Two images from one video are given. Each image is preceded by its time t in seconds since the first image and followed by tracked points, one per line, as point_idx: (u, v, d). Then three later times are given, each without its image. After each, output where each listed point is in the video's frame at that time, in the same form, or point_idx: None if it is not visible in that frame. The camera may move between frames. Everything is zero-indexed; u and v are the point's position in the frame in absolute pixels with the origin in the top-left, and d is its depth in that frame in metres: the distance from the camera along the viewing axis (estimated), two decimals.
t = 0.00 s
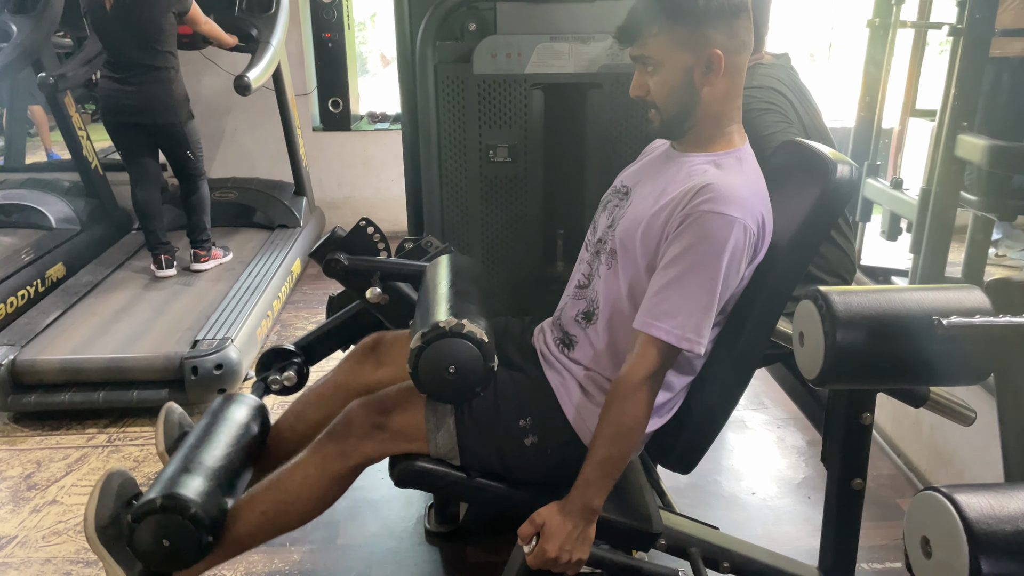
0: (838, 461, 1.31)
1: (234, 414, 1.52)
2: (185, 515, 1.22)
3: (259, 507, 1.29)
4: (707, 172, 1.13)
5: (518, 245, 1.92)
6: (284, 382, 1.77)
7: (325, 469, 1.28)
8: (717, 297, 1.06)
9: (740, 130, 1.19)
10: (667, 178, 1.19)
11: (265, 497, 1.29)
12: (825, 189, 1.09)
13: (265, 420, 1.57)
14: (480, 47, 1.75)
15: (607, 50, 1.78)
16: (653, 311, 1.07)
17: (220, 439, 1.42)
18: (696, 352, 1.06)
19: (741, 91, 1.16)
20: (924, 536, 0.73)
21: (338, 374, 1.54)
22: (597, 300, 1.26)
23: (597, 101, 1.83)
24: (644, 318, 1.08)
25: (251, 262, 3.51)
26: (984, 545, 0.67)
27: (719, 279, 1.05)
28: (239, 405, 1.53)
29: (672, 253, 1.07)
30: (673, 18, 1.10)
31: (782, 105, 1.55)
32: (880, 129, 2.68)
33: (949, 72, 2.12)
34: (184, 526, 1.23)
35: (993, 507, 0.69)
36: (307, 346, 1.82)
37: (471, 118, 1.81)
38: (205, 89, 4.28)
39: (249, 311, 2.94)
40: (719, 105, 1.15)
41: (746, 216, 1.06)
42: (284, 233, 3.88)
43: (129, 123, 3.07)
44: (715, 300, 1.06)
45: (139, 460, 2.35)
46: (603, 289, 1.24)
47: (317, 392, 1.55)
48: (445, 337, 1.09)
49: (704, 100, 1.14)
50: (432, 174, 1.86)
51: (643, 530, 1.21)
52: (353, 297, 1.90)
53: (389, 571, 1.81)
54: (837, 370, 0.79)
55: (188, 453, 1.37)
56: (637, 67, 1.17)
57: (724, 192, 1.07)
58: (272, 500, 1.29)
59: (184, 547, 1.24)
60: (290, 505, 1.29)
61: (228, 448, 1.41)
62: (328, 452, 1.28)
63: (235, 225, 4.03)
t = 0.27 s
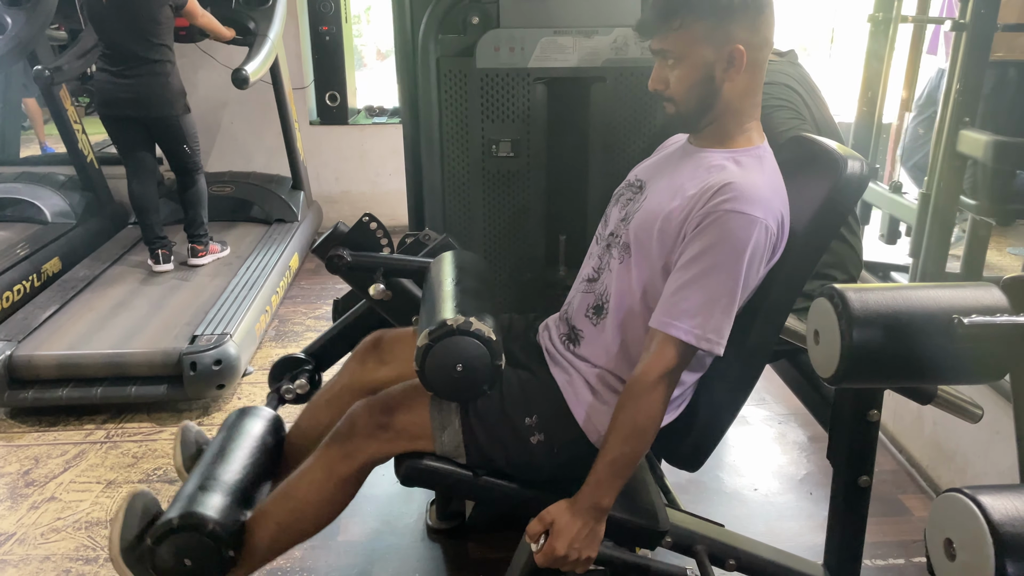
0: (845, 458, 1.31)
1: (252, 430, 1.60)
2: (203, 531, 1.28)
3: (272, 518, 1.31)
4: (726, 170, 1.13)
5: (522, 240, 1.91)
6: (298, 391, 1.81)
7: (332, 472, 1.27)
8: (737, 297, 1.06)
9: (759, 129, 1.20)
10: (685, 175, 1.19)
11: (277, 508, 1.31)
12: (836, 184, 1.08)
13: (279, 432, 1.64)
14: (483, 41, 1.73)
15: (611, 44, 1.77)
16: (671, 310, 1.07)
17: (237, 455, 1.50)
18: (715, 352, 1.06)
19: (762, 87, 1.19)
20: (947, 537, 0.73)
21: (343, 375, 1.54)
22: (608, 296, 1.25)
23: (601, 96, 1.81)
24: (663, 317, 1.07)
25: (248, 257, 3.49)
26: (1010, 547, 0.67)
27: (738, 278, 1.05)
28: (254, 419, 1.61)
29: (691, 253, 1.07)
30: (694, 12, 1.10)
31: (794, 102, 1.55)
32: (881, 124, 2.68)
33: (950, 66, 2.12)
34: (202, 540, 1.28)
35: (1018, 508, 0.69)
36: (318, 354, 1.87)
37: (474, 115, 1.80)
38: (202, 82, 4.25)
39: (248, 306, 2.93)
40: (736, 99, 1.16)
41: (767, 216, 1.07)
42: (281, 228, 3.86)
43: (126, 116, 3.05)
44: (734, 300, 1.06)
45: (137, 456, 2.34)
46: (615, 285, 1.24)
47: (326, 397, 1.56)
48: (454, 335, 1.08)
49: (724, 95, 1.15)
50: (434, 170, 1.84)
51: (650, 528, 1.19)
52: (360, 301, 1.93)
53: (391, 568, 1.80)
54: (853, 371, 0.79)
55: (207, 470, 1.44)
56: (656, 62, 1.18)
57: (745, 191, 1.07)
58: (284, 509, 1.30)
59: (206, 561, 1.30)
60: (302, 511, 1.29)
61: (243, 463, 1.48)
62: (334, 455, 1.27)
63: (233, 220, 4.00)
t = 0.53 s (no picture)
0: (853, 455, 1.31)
1: (274, 439, 1.56)
2: (228, 545, 1.26)
3: (292, 526, 1.30)
4: (733, 159, 1.12)
5: (526, 233, 1.90)
6: (316, 399, 1.86)
7: (344, 477, 1.27)
8: (744, 286, 1.05)
9: (769, 116, 1.19)
10: (691, 165, 1.18)
11: (295, 516, 1.30)
12: (849, 179, 1.08)
13: (300, 442, 1.60)
14: (488, 35, 1.72)
15: (617, 39, 1.76)
16: (678, 301, 1.06)
17: (260, 467, 1.47)
18: (722, 343, 1.06)
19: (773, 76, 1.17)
20: (970, 538, 0.74)
21: (353, 376, 1.54)
22: (618, 284, 1.25)
23: (607, 91, 1.81)
24: (669, 308, 1.07)
25: (248, 252, 3.47)
26: None
27: (745, 268, 1.04)
28: (274, 431, 1.57)
29: (697, 243, 1.06)
30: None
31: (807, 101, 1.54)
32: (883, 120, 2.67)
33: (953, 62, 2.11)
34: (228, 555, 1.26)
35: None
36: (333, 360, 1.91)
37: (476, 108, 1.79)
38: (200, 76, 4.23)
39: (248, 301, 2.91)
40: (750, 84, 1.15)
41: (774, 204, 1.05)
42: (281, 223, 3.84)
43: (124, 110, 3.03)
44: (741, 290, 1.05)
45: (138, 452, 2.33)
46: (625, 275, 1.23)
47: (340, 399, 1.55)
48: (463, 332, 1.08)
49: (737, 81, 1.15)
50: (437, 163, 1.83)
51: (658, 526, 1.19)
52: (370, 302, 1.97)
53: (395, 564, 1.80)
54: (869, 367, 0.79)
55: (230, 482, 1.41)
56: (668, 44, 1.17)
57: (751, 179, 1.06)
58: (301, 516, 1.29)
59: (231, 575, 1.28)
60: (318, 517, 1.29)
61: (267, 476, 1.45)
62: (346, 460, 1.27)
63: (231, 215, 3.99)
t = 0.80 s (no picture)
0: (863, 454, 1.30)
1: (238, 379, 1.46)
2: (197, 485, 1.18)
3: (269, 485, 1.26)
4: (749, 164, 1.13)
5: (532, 233, 1.89)
6: (286, 355, 1.75)
7: (340, 458, 1.25)
8: (761, 290, 1.05)
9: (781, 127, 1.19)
10: (707, 170, 1.18)
11: (274, 475, 1.27)
12: (859, 179, 1.08)
13: (267, 389, 1.51)
14: (496, 32, 1.71)
15: (623, 36, 1.75)
16: (694, 304, 1.06)
17: (225, 405, 1.37)
18: (738, 345, 1.05)
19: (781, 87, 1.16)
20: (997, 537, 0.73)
21: (349, 358, 1.51)
22: (626, 293, 1.24)
23: (612, 90, 1.80)
24: (684, 310, 1.07)
25: (249, 248, 3.46)
26: None
27: (763, 271, 1.04)
28: (241, 372, 1.47)
29: (715, 246, 1.06)
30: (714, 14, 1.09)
31: (819, 101, 1.53)
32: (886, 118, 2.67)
33: (958, 59, 2.10)
34: (192, 494, 1.19)
35: None
36: (311, 321, 1.82)
37: (484, 107, 1.78)
38: (200, 72, 4.21)
39: (251, 297, 2.90)
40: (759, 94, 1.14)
41: (792, 208, 1.06)
42: (282, 219, 3.83)
43: (126, 105, 3.01)
44: (758, 293, 1.05)
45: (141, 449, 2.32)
46: (635, 280, 1.23)
47: (322, 378, 1.52)
48: (475, 328, 1.07)
49: (744, 95, 1.14)
50: (442, 164, 1.82)
51: (669, 524, 1.18)
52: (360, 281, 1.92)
53: (400, 562, 1.79)
54: (889, 362, 0.83)
55: (192, 419, 1.31)
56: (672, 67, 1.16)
57: (769, 182, 1.06)
58: (281, 478, 1.26)
59: (191, 516, 1.20)
60: (300, 485, 1.26)
61: (233, 416, 1.36)
62: (345, 440, 1.25)
63: (232, 211, 3.97)
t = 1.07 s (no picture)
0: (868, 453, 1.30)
1: (279, 428, 1.54)
2: (237, 535, 1.24)
3: (303, 519, 1.28)
4: (761, 156, 1.12)
5: (537, 229, 1.89)
6: (319, 389, 1.81)
7: (356, 471, 1.26)
8: (774, 284, 1.05)
9: (792, 115, 1.19)
10: (718, 163, 1.18)
11: (305, 508, 1.28)
12: (871, 178, 1.08)
13: (303, 430, 1.57)
14: (500, 29, 1.71)
15: (629, 34, 1.74)
16: (707, 299, 1.06)
17: (265, 456, 1.45)
18: (750, 341, 1.06)
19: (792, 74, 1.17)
20: (1017, 537, 0.79)
21: (362, 372, 1.53)
22: (637, 283, 1.24)
23: (618, 87, 1.79)
24: (697, 306, 1.07)
25: (249, 246, 3.45)
26: None
27: (775, 267, 1.05)
28: (280, 419, 1.55)
29: (727, 241, 1.06)
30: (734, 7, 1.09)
31: (833, 99, 1.57)
32: (886, 118, 2.67)
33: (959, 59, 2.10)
34: (237, 545, 1.24)
35: None
36: (337, 351, 1.87)
37: (488, 103, 1.77)
38: (199, 69, 4.19)
39: (251, 297, 2.89)
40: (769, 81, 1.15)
41: (804, 202, 1.06)
42: (281, 217, 3.82)
43: (126, 102, 3.00)
44: (771, 288, 1.05)
45: (141, 447, 2.31)
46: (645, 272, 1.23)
47: (345, 396, 1.53)
48: (483, 328, 1.07)
49: (757, 83, 1.14)
50: (446, 159, 1.82)
51: (675, 523, 1.18)
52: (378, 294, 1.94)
53: (403, 561, 1.79)
54: (904, 360, 0.86)
55: (236, 472, 1.39)
56: (685, 50, 1.16)
57: (781, 178, 1.06)
58: (312, 509, 1.28)
59: (239, 567, 1.26)
60: (333, 509, 1.27)
61: (274, 466, 1.43)
62: (359, 454, 1.26)
63: (231, 209, 3.96)
